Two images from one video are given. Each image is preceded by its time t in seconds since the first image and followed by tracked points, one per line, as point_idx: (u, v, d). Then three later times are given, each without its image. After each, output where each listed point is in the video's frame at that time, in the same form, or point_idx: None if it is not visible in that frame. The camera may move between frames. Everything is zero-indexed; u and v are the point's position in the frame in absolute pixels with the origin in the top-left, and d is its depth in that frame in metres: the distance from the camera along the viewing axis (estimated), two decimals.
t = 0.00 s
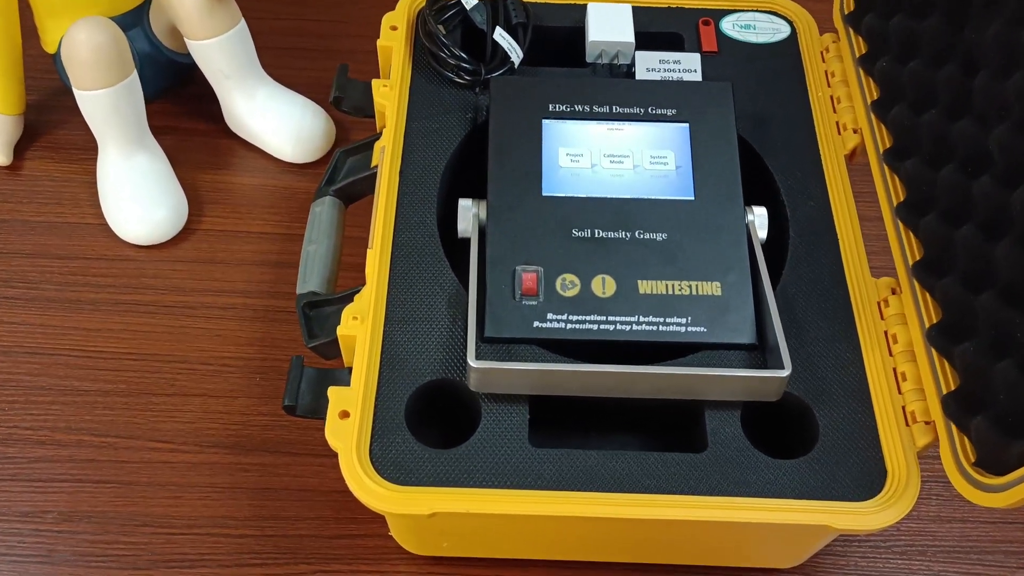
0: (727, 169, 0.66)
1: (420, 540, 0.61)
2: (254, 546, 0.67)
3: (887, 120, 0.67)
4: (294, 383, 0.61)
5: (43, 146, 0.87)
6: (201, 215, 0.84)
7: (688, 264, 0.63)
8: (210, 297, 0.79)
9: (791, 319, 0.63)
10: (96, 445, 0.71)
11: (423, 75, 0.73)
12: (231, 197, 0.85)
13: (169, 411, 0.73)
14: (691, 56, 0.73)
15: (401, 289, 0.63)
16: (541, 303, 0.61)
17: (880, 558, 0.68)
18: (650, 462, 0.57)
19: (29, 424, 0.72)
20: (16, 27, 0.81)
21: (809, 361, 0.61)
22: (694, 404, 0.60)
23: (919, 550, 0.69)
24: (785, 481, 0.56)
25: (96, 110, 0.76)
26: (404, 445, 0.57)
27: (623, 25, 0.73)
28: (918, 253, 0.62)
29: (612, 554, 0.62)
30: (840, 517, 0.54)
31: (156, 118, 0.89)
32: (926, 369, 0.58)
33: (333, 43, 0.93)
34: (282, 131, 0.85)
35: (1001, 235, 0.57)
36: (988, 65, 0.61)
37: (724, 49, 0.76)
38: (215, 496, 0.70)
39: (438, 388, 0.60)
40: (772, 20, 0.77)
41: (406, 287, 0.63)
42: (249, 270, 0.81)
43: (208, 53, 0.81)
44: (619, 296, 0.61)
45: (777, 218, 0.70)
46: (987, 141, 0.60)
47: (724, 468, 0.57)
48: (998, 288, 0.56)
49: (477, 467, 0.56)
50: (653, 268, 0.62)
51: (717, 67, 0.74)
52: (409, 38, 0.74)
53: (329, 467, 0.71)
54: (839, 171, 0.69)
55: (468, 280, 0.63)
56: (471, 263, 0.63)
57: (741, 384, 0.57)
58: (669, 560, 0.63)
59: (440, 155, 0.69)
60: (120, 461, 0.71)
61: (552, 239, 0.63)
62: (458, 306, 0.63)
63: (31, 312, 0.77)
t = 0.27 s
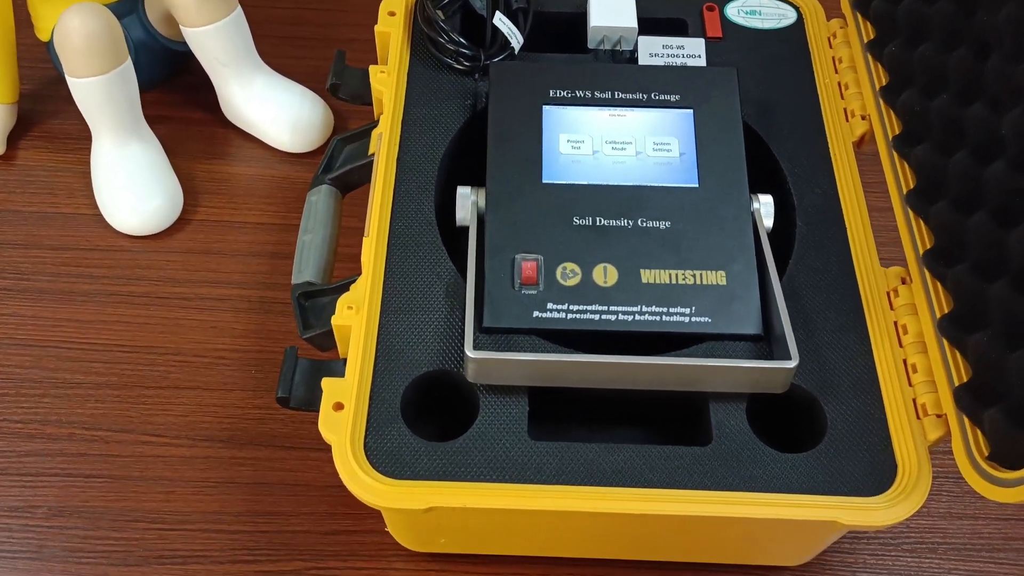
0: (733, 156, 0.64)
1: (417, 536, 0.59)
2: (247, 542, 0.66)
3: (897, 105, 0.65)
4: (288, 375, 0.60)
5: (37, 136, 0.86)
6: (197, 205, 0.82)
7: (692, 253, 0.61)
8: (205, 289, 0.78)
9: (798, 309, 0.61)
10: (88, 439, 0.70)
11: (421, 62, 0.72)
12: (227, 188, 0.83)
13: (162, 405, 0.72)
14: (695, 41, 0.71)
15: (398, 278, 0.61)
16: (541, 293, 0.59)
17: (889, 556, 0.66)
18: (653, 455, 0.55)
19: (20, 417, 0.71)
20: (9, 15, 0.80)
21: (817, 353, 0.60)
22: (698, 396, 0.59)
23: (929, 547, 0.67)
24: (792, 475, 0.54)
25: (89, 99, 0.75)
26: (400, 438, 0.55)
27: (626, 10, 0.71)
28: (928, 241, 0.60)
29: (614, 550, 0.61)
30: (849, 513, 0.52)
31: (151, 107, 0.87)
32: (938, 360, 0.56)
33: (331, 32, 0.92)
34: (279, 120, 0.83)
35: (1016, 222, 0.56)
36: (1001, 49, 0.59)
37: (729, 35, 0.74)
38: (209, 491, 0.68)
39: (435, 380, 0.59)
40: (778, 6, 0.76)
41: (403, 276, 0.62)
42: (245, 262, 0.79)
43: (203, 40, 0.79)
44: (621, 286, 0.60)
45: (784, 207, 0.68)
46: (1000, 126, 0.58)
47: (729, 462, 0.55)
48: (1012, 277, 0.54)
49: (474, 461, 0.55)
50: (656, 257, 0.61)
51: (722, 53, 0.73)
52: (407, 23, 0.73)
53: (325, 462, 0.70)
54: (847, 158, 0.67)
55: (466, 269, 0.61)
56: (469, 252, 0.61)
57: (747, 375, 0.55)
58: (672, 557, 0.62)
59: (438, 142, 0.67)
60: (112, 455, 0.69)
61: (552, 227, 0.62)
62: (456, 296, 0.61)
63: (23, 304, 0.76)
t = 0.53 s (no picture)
0: (739, 149, 0.62)
1: (414, 541, 0.58)
2: (240, 547, 0.64)
3: (907, 97, 0.63)
4: (280, 375, 0.58)
5: (30, 132, 0.84)
6: (191, 202, 0.81)
7: (697, 248, 0.59)
8: (199, 287, 0.76)
9: (807, 307, 0.59)
10: (77, 441, 0.68)
11: (420, 55, 0.70)
12: (222, 184, 0.82)
13: (154, 406, 0.70)
14: (700, 33, 0.70)
15: (394, 274, 0.60)
16: (542, 290, 0.58)
17: (901, 562, 0.64)
18: (657, 458, 0.53)
19: (9, 419, 0.69)
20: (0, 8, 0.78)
21: (826, 352, 0.58)
22: (703, 397, 0.57)
23: (941, 553, 0.65)
24: (801, 479, 0.53)
25: (81, 93, 0.73)
26: (395, 440, 0.54)
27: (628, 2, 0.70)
28: (941, 236, 0.58)
29: (616, 556, 0.59)
30: (861, 517, 0.50)
31: (146, 103, 0.86)
32: (951, 360, 0.54)
33: (329, 27, 0.90)
34: (275, 115, 0.82)
35: None
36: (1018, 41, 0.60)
37: (734, 28, 0.72)
38: (201, 494, 0.66)
39: (432, 379, 0.57)
40: None
41: (399, 273, 0.60)
42: (240, 259, 0.77)
43: (198, 32, 0.77)
44: (624, 283, 0.58)
45: (791, 202, 0.66)
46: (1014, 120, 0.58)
47: (735, 465, 0.53)
48: None
49: (472, 463, 0.53)
50: (660, 253, 0.59)
51: (727, 46, 0.71)
52: (404, 15, 0.71)
53: (320, 464, 0.68)
54: (857, 152, 0.65)
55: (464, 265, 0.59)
56: (468, 248, 0.59)
57: (755, 375, 0.54)
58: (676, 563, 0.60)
59: (436, 136, 0.66)
60: (102, 458, 0.68)
61: (552, 223, 0.60)
62: (454, 293, 0.59)
63: (13, 303, 0.74)
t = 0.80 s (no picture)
0: (742, 157, 0.60)
1: (405, 564, 0.55)
2: (226, 569, 0.62)
3: (915, 103, 0.61)
4: (267, 392, 0.56)
5: (16, 140, 0.82)
6: (180, 212, 0.79)
7: (699, 260, 0.57)
8: (187, 299, 0.74)
9: (813, 320, 0.57)
10: (59, 458, 0.66)
11: (414, 60, 0.68)
12: (212, 193, 0.80)
13: (139, 422, 0.68)
14: (701, 38, 0.68)
15: (386, 286, 0.57)
16: (538, 303, 0.56)
17: None
18: (658, 478, 0.51)
19: None
20: None
21: (834, 367, 0.55)
22: (706, 414, 0.55)
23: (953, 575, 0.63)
24: (809, 500, 0.50)
25: (68, 100, 0.71)
26: (385, 459, 0.51)
27: (628, 7, 0.68)
28: (952, 247, 0.56)
29: None
30: (870, 541, 0.48)
31: (135, 110, 0.84)
32: (964, 376, 0.52)
33: (323, 33, 0.88)
34: (267, 123, 0.80)
35: None
36: None
37: (737, 33, 0.71)
38: (186, 514, 0.64)
39: (424, 395, 0.55)
40: (788, 3, 0.72)
41: (391, 285, 0.58)
42: (230, 271, 0.75)
43: (188, 38, 0.75)
44: (624, 295, 0.56)
45: (796, 212, 0.64)
46: None
47: (740, 486, 0.51)
48: None
49: (465, 484, 0.51)
50: (661, 264, 0.57)
51: (729, 52, 0.69)
52: (398, 20, 0.69)
53: (310, 483, 0.66)
54: (864, 161, 0.63)
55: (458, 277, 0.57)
56: (462, 259, 0.57)
57: (759, 391, 0.51)
58: None
59: (430, 143, 0.64)
60: (84, 476, 0.65)
61: (549, 232, 0.58)
62: (447, 306, 0.57)
63: None
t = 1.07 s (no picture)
0: (742, 170, 0.59)
1: None
2: None
3: (920, 114, 0.59)
4: (251, 413, 0.54)
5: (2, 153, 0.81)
6: (167, 225, 0.77)
7: (698, 275, 0.55)
8: (172, 315, 0.72)
9: (817, 337, 0.55)
10: (39, 480, 0.64)
11: (406, 70, 0.67)
12: (200, 207, 0.78)
13: (122, 442, 0.66)
14: (700, 48, 0.66)
15: (374, 302, 0.56)
16: (532, 320, 0.54)
17: None
18: (655, 503, 0.49)
19: None
20: None
21: (838, 386, 0.53)
22: (706, 435, 0.53)
23: None
24: (813, 526, 0.48)
25: (52, 111, 0.70)
26: (372, 484, 0.49)
27: (624, 16, 0.66)
28: (958, 263, 0.54)
29: None
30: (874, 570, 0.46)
31: (123, 122, 0.82)
32: (972, 396, 0.50)
33: (315, 43, 0.87)
34: (256, 135, 0.78)
35: None
36: None
37: (736, 43, 0.69)
38: (169, 539, 0.62)
39: (413, 415, 0.53)
40: (788, 12, 0.71)
41: (379, 302, 0.56)
42: (217, 286, 0.74)
43: (175, 48, 0.74)
44: (620, 312, 0.54)
45: (797, 226, 0.63)
46: None
47: (741, 511, 0.49)
48: None
49: (455, 509, 0.49)
50: (658, 280, 0.55)
51: (728, 62, 0.68)
52: (390, 30, 0.68)
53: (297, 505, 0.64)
54: (867, 173, 0.61)
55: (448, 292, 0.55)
56: (453, 274, 0.55)
57: (761, 412, 0.49)
58: None
59: (421, 155, 0.62)
60: (64, 498, 0.63)
61: (542, 247, 0.56)
62: (437, 323, 0.55)
63: None
